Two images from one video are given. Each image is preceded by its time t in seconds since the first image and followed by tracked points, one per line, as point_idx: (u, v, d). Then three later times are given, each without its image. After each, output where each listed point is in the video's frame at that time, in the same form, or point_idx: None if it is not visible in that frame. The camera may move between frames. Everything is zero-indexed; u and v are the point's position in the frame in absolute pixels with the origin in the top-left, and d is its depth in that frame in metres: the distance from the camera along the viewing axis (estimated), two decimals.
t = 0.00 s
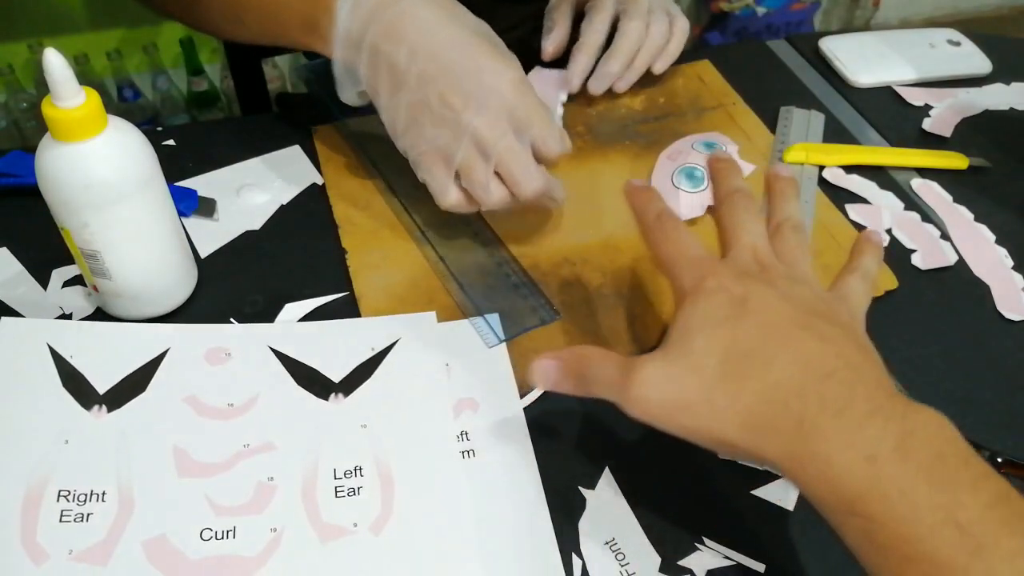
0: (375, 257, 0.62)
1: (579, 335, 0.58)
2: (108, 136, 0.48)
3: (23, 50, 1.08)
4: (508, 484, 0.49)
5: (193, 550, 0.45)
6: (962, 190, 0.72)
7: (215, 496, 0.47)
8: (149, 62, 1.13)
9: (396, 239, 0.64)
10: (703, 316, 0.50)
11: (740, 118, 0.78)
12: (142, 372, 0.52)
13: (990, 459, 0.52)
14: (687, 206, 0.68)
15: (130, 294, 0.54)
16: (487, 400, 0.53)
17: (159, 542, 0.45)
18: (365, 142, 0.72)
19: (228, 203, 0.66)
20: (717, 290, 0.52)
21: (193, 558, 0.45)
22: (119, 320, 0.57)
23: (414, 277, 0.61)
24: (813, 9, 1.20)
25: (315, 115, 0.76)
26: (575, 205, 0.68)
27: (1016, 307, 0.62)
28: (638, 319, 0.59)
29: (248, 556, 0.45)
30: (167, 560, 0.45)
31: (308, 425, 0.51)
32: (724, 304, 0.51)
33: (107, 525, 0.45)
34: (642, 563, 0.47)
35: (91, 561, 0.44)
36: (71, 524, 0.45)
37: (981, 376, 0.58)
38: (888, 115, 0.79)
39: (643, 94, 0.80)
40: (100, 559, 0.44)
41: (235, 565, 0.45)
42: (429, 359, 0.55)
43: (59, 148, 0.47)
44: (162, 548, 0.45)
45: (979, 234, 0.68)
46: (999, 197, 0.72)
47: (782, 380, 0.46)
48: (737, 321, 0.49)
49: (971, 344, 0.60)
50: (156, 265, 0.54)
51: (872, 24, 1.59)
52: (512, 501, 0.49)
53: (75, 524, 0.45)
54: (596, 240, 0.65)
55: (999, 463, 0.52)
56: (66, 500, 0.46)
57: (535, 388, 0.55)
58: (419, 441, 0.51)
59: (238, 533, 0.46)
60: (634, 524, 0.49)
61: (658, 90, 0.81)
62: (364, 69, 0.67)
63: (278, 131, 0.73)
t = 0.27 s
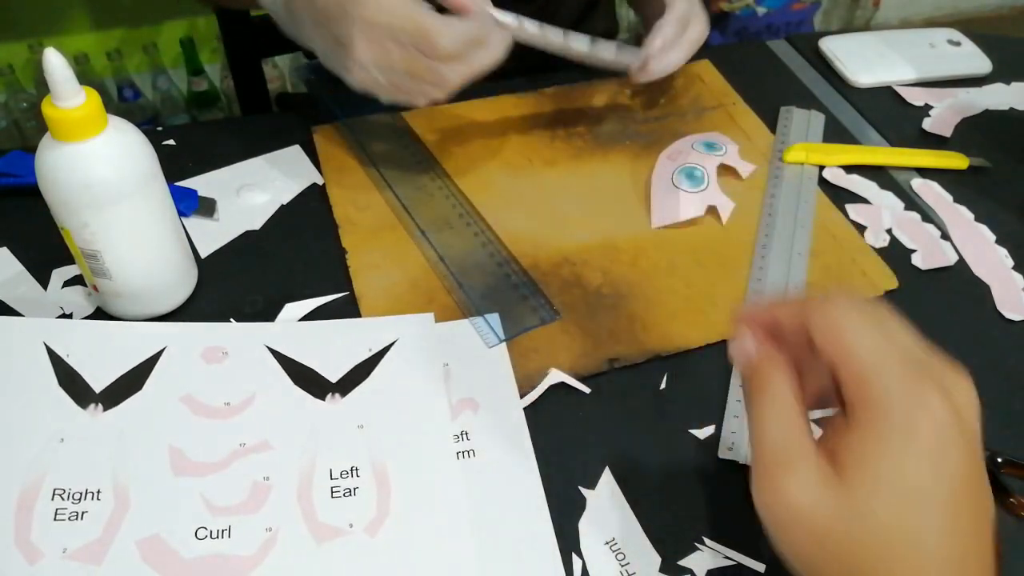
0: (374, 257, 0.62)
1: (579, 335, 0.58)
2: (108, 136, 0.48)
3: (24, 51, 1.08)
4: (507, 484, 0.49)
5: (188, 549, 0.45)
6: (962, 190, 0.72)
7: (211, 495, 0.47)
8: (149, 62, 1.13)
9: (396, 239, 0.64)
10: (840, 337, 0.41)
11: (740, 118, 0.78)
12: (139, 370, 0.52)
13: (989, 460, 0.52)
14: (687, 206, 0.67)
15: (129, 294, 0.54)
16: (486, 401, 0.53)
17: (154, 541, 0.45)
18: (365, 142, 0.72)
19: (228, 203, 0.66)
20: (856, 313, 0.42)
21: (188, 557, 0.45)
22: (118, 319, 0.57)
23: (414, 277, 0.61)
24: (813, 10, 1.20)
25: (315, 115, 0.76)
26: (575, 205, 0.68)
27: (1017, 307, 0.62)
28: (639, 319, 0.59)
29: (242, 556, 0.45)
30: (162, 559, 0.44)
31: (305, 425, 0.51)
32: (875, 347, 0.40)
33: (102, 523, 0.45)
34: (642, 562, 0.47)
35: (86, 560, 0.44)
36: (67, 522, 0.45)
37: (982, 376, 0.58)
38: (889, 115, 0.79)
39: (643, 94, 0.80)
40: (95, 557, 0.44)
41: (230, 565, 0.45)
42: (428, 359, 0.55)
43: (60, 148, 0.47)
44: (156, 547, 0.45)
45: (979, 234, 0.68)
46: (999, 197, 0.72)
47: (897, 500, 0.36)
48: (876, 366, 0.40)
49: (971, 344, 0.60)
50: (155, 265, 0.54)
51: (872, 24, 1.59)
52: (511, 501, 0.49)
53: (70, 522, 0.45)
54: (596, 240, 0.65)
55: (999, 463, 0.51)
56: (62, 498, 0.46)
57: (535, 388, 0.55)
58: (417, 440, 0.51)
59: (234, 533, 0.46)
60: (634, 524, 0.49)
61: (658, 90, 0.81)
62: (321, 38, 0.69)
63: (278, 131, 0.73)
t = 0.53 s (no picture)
0: (375, 256, 0.62)
1: (579, 335, 0.58)
2: (109, 136, 0.48)
3: (24, 50, 1.08)
4: (508, 483, 0.49)
5: (189, 547, 0.45)
6: (962, 190, 0.72)
7: (212, 493, 0.47)
8: (149, 62, 1.13)
9: (396, 239, 0.64)
10: (858, 512, 0.43)
11: (740, 118, 0.78)
12: (140, 368, 0.52)
13: (989, 460, 0.51)
14: (688, 205, 0.67)
15: (130, 294, 0.54)
16: (487, 400, 0.53)
17: (155, 539, 0.45)
18: (365, 142, 0.72)
19: (228, 202, 0.66)
20: (871, 484, 0.43)
21: (189, 555, 0.45)
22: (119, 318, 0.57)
23: (414, 276, 0.61)
24: (813, 11, 1.19)
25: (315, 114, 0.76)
26: (576, 205, 0.68)
27: (1017, 308, 0.62)
28: (638, 319, 0.59)
29: (244, 554, 0.45)
30: (164, 558, 0.44)
31: (306, 423, 0.51)
32: (896, 514, 0.42)
33: (103, 521, 0.45)
34: (642, 562, 0.47)
35: (86, 558, 0.44)
36: (68, 521, 0.45)
37: (982, 376, 0.58)
38: (889, 115, 0.79)
39: (643, 94, 0.80)
40: (97, 555, 0.44)
41: (231, 563, 0.45)
42: (429, 357, 0.55)
43: (60, 148, 0.47)
44: (157, 545, 0.45)
45: (979, 234, 0.68)
46: (999, 198, 0.72)
47: None
48: (898, 538, 0.42)
49: (971, 344, 0.60)
50: (156, 265, 0.54)
51: (872, 24, 1.59)
52: (511, 500, 0.49)
53: (71, 520, 0.45)
54: (596, 240, 0.65)
55: (999, 463, 0.51)
56: (63, 497, 0.46)
57: (535, 388, 0.55)
58: (417, 438, 0.50)
59: (235, 531, 0.46)
60: (634, 524, 0.49)
61: (658, 89, 0.81)
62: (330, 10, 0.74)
63: (278, 130, 0.73)
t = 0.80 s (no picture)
0: (375, 257, 0.62)
1: (579, 335, 0.58)
2: (109, 136, 0.48)
3: (24, 50, 1.08)
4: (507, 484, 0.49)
5: (188, 548, 0.45)
6: (962, 190, 0.72)
7: (211, 494, 0.47)
8: (149, 62, 1.13)
9: (396, 239, 0.64)
10: (848, 518, 0.42)
11: (740, 118, 0.78)
12: (139, 370, 0.52)
13: (989, 460, 0.52)
14: (688, 205, 0.67)
15: (129, 294, 0.54)
16: (487, 400, 0.53)
17: (155, 540, 0.45)
18: (365, 142, 0.72)
19: (228, 203, 0.66)
20: (860, 492, 0.42)
21: (188, 556, 0.45)
22: (119, 319, 0.57)
23: (414, 277, 0.61)
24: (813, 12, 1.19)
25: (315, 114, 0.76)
26: (576, 205, 0.68)
27: (1017, 308, 0.62)
28: (639, 319, 0.59)
29: (243, 555, 0.45)
30: (164, 559, 0.45)
31: (304, 425, 0.51)
32: (882, 519, 0.42)
33: (103, 523, 0.45)
34: (642, 562, 0.47)
35: (86, 559, 0.44)
36: (67, 522, 0.45)
37: (981, 376, 0.58)
38: (889, 115, 0.79)
39: (643, 94, 0.80)
40: (97, 556, 0.44)
41: (230, 564, 0.45)
42: (429, 358, 0.55)
43: (60, 148, 0.47)
44: (157, 546, 0.45)
45: (979, 234, 0.68)
46: (1000, 198, 0.72)
47: None
48: (888, 542, 0.41)
49: (971, 343, 0.60)
50: (155, 265, 0.54)
51: (872, 24, 1.59)
52: (510, 501, 0.49)
53: (71, 522, 0.45)
54: (596, 240, 0.65)
55: (999, 463, 0.51)
56: (63, 498, 0.46)
57: (535, 388, 0.55)
58: (416, 439, 0.50)
59: (234, 532, 0.46)
60: (634, 524, 0.49)
61: (658, 89, 0.81)
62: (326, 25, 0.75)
63: (278, 130, 0.73)
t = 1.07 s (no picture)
0: (375, 257, 0.62)
1: (579, 335, 0.58)
2: (108, 136, 0.48)
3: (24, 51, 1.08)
4: (507, 484, 0.49)
5: (188, 546, 0.45)
6: (962, 190, 0.72)
7: (211, 492, 0.47)
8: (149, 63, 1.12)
9: (397, 239, 0.64)
10: (812, 533, 0.42)
11: (740, 118, 0.78)
12: (139, 366, 0.52)
13: (989, 460, 0.52)
14: (688, 206, 0.67)
15: (130, 294, 0.54)
16: (487, 400, 0.53)
17: (155, 538, 0.45)
18: (365, 142, 0.72)
19: (227, 203, 0.66)
20: (824, 506, 0.42)
21: (188, 554, 0.45)
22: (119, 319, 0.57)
23: (414, 277, 0.61)
24: (813, 10, 1.20)
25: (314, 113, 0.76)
26: (576, 205, 0.68)
27: (1017, 308, 0.62)
28: (640, 319, 0.59)
29: (243, 553, 0.45)
30: (164, 556, 0.44)
31: (304, 424, 0.51)
32: (844, 534, 0.41)
33: (103, 520, 0.45)
34: (642, 562, 0.47)
35: (86, 557, 0.44)
36: (67, 519, 0.45)
37: (981, 376, 0.58)
38: (889, 115, 0.79)
39: (643, 94, 0.80)
40: (97, 554, 0.44)
41: (229, 563, 0.44)
42: (429, 358, 0.55)
43: (60, 148, 0.47)
44: (156, 544, 0.45)
45: (979, 234, 0.68)
46: (1000, 198, 0.72)
47: None
48: (852, 556, 0.40)
49: (971, 343, 0.60)
50: (155, 266, 0.54)
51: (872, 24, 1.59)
52: (511, 500, 0.49)
53: (71, 519, 0.45)
54: (596, 240, 0.65)
55: (999, 463, 0.51)
56: (63, 495, 0.46)
57: (535, 388, 0.55)
58: (416, 438, 0.51)
59: (234, 530, 0.46)
60: (634, 524, 0.49)
61: (658, 89, 0.81)
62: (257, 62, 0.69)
63: (278, 130, 0.73)
